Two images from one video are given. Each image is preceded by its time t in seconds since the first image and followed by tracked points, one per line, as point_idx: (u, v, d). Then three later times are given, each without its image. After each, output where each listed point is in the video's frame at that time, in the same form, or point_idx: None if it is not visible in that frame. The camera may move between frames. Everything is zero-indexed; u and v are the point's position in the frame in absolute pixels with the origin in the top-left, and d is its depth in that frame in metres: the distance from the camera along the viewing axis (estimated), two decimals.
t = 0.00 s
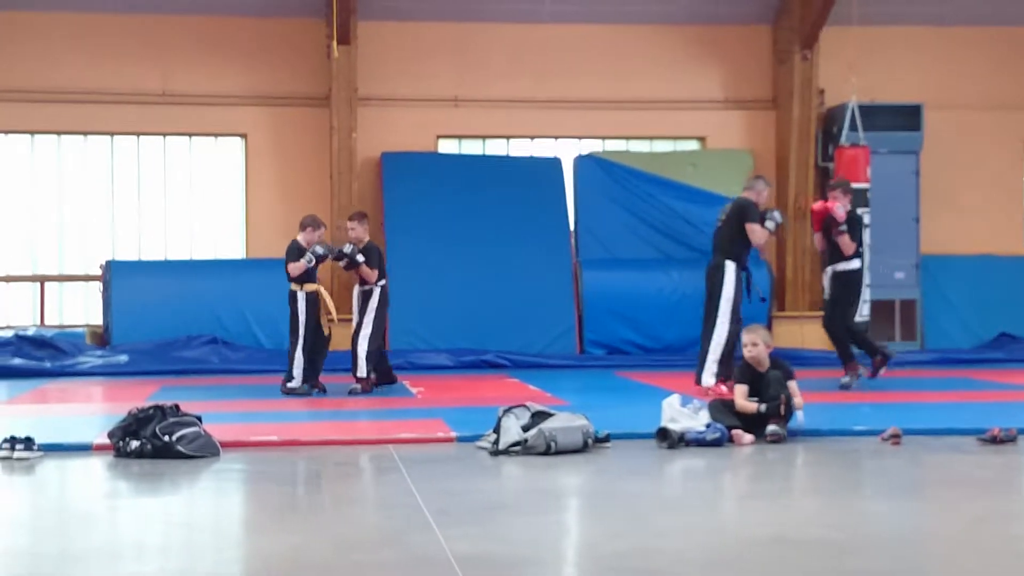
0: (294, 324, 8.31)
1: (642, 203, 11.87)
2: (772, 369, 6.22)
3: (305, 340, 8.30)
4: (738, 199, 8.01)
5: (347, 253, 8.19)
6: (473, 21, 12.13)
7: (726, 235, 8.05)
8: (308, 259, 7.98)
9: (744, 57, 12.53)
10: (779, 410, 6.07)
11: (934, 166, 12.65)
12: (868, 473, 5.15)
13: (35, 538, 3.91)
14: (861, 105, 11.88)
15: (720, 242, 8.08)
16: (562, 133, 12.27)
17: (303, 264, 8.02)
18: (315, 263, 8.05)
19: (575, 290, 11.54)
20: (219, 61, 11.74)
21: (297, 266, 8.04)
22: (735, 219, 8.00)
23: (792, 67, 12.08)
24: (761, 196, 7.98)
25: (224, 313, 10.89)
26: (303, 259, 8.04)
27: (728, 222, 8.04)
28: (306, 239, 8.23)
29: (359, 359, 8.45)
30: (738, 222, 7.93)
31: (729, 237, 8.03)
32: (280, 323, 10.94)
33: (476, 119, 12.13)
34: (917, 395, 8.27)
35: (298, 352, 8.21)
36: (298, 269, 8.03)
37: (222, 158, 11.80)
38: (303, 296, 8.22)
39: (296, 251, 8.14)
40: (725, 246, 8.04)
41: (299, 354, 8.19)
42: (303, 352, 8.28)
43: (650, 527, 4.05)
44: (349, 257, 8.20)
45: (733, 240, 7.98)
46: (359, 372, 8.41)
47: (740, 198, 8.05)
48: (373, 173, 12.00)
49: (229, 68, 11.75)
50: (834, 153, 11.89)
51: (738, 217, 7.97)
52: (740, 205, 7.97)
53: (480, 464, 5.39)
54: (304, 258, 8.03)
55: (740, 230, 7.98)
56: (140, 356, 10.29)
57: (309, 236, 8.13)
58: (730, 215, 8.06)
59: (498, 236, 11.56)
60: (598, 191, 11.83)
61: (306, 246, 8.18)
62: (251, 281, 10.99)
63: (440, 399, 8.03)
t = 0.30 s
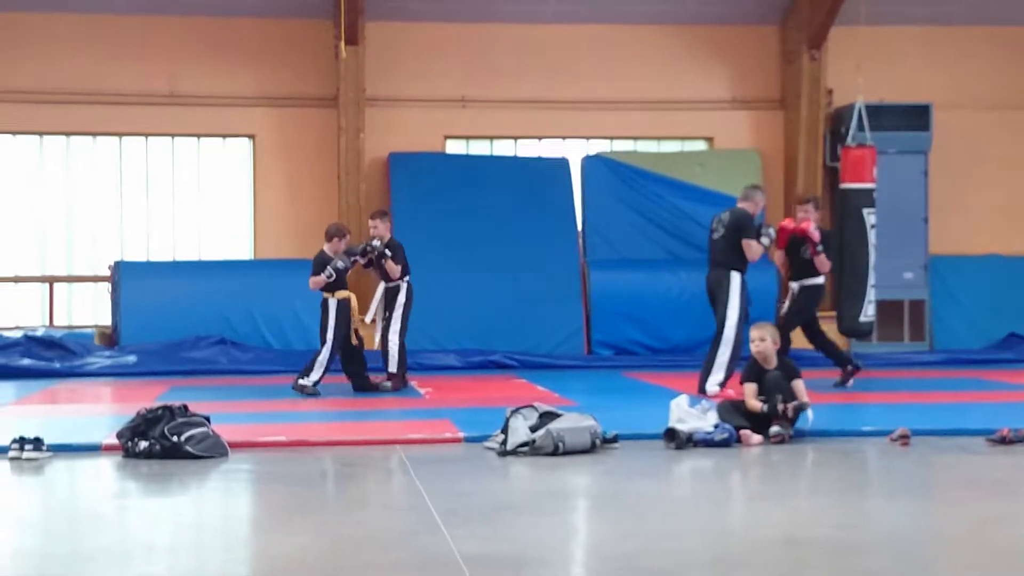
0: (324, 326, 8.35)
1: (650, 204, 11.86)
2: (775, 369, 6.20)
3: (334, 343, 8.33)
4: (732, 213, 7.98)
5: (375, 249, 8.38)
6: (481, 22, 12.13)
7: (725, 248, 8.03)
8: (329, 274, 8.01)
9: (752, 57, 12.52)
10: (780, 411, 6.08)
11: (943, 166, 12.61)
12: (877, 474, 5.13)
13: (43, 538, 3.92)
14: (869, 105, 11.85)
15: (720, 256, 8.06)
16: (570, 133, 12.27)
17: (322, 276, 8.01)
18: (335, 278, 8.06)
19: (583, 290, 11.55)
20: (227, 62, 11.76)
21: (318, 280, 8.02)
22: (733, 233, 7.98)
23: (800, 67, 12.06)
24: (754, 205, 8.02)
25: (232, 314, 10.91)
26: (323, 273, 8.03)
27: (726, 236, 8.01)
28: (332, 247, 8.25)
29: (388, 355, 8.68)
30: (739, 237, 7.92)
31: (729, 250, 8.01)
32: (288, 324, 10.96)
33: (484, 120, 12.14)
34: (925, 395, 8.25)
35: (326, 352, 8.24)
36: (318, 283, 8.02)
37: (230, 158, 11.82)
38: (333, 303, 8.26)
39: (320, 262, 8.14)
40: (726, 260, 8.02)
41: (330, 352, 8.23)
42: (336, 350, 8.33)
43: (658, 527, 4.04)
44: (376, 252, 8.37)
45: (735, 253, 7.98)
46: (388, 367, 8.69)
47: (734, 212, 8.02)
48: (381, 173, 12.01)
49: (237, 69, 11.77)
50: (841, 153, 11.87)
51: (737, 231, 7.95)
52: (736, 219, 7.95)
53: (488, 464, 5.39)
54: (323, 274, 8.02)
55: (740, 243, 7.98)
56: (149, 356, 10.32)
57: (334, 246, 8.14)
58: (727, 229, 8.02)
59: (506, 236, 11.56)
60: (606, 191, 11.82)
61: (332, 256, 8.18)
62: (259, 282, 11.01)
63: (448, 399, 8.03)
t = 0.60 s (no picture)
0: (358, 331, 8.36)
1: (661, 207, 11.85)
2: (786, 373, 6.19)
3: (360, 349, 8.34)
4: (744, 220, 8.21)
5: (398, 257, 8.30)
6: (491, 24, 12.13)
7: (740, 256, 8.23)
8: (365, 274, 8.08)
9: (763, 59, 12.50)
10: (789, 418, 6.10)
11: (954, 169, 12.58)
12: (887, 477, 5.11)
13: (54, 541, 3.93)
14: (880, 107, 11.82)
15: (737, 264, 8.23)
16: (581, 136, 12.27)
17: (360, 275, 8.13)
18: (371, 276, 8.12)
19: (594, 294, 11.54)
20: (238, 65, 11.80)
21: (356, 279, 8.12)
22: (748, 240, 8.21)
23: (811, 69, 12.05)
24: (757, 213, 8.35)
25: (243, 317, 10.94)
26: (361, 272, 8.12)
27: (741, 243, 8.22)
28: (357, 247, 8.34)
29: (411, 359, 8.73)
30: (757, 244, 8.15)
31: (744, 258, 8.22)
32: (299, 327, 10.99)
33: (494, 123, 12.14)
34: (938, 398, 8.20)
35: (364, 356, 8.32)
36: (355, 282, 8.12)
37: (241, 162, 11.85)
38: (364, 300, 8.28)
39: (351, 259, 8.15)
40: (744, 267, 8.22)
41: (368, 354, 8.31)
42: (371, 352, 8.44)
43: (669, 530, 4.04)
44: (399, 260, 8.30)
45: (752, 260, 8.21)
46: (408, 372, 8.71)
47: (745, 219, 8.25)
48: (392, 177, 12.04)
49: (249, 72, 11.80)
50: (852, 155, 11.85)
51: (753, 238, 8.17)
52: (752, 225, 8.18)
53: (499, 467, 5.39)
54: (361, 273, 8.10)
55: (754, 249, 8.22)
56: (161, 359, 10.35)
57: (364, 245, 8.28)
58: (742, 237, 8.21)
59: (517, 240, 11.55)
60: (616, 194, 11.82)
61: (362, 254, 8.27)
62: (269, 285, 11.03)
63: (459, 402, 8.03)
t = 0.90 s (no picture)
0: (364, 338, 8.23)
1: (671, 212, 11.85)
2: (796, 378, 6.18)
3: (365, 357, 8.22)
4: (762, 220, 8.37)
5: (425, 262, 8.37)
6: (501, 30, 12.15)
7: (757, 256, 8.37)
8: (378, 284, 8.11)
9: (773, 64, 12.49)
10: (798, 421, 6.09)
11: (965, 175, 12.54)
12: (898, 482, 5.10)
13: (65, 545, 3.94)
14: (891, 111, 11.79)
15: (754, 264, 8.36)
16: (590, 141, 12.27)
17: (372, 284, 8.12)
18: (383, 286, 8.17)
19: (604, 298, 11.53)
20: (249, 71, 11.83)
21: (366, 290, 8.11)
22: (765, 241, 8.36)
23: (821, 75, 12.03)
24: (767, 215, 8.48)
25: (254, 321, 10.96)
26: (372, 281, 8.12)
27: (758, 243, 8.36)
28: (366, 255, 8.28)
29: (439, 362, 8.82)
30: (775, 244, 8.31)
31: (760, 258, 8.36)
32: (309, 331, 11.00)
33: (504, 128, 12.15)
34: (949, 404, 8.17)
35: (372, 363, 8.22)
36: (366, 292, 8.11)
37: (251, 167, 11.88)
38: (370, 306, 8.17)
39: (360, 270, 8.19)
40: (759, 268, 8.36)
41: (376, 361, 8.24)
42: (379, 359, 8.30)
43: (680, 535, 4.03)
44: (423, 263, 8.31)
45: (768, 261, 8.36)
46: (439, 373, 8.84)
47: (761, 219, 8.40)
48: (402, 181, 12.05)
49: (259, 78, 11.84)
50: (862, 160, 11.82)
51: (771, 239, 8.33)
52: (770, 226, 8.34)
53: (508, 472, 5.39)
54: (373, 283, 8.12)
55: (771, 250, 8.37)
56: (171, 364, 10.37)
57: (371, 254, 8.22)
58: (760, 237, 8.36)
59: (527, 244, 11.56)
60: (626, 199, 11.82)
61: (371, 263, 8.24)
62: (279, 289, 11.05)
63: (468, 407, 8.03)
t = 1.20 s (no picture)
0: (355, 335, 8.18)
1: (684, 212, 11.83)
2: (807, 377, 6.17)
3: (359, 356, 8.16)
4: (786, 206, 8.37)
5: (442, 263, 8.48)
6: (514, 30, 12.15)
7: (781, 241, 8.37)
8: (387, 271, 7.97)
9: (786, 64, 12.47)
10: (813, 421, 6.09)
11: (980, 175, 12.49)
12: (912, 483, 5.08)
13: (80, 545, 3.96)
14: (905, 111, 11.75)
15: (777, 249, 8.35)
16: (603, 141, 12.27)
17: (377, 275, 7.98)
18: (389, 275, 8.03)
19: (617, 299, 11.52)
20: (262, 72, 11.86)
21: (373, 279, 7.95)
22: (788, 226, 8.36)
23: (834, 74, 12.00)
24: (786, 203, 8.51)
25: (267, 322, 10.99)
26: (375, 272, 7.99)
27: (781, 228, 8.36)
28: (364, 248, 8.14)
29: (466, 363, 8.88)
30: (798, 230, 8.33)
31: (782, 243, 8.37)
32: (322, 332, 11.02)
33: (517, 128, 12.16)
34: (964, 404, 8.14)
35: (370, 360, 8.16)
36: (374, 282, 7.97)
37: (265, 168, 11.92)
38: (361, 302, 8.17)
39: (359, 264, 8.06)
40: (781, 253, 8.36)
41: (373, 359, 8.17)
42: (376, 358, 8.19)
43: (694, 536, 4.03)
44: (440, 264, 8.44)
45: (789, 246, 8.37)
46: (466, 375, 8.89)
47: (784, 205, 8.40)
48: (415, 182, 12.06)
49: (272, 79, 11.87)
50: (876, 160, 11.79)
51: (794, 225, 8.35)
52: (794, 212, 8.35)
53: (521, 472, 5.39)
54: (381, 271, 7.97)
55: (792, 236, 8.39)
56: (185, 364, 10.40)
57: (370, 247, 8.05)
58: (783, 222, 8.36)
59: (540, 245, 11.56)
60: (638, 199, 11.80)
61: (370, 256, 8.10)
62: (293, 290, 11.08)
63: (480, 407, 8.03)
